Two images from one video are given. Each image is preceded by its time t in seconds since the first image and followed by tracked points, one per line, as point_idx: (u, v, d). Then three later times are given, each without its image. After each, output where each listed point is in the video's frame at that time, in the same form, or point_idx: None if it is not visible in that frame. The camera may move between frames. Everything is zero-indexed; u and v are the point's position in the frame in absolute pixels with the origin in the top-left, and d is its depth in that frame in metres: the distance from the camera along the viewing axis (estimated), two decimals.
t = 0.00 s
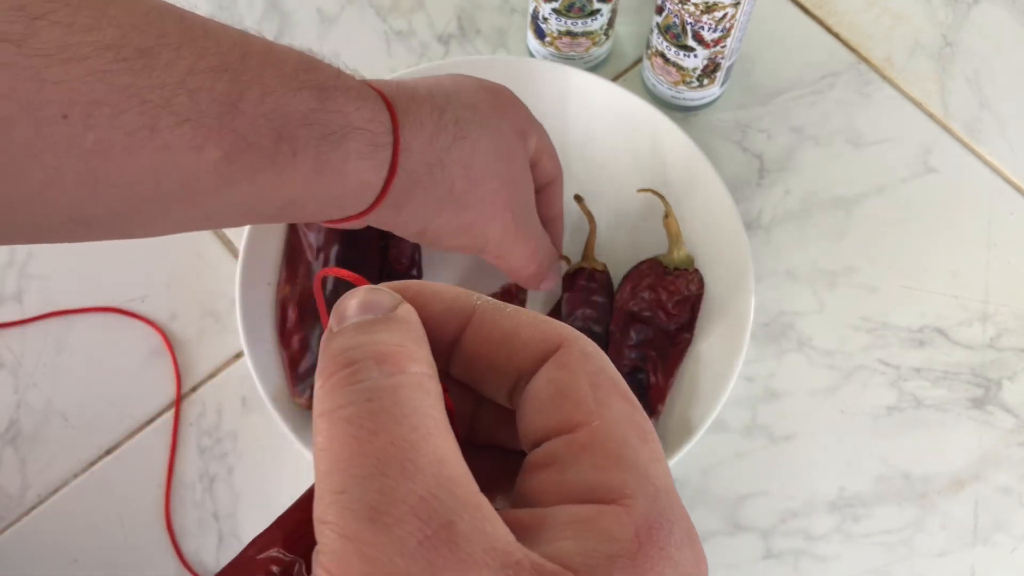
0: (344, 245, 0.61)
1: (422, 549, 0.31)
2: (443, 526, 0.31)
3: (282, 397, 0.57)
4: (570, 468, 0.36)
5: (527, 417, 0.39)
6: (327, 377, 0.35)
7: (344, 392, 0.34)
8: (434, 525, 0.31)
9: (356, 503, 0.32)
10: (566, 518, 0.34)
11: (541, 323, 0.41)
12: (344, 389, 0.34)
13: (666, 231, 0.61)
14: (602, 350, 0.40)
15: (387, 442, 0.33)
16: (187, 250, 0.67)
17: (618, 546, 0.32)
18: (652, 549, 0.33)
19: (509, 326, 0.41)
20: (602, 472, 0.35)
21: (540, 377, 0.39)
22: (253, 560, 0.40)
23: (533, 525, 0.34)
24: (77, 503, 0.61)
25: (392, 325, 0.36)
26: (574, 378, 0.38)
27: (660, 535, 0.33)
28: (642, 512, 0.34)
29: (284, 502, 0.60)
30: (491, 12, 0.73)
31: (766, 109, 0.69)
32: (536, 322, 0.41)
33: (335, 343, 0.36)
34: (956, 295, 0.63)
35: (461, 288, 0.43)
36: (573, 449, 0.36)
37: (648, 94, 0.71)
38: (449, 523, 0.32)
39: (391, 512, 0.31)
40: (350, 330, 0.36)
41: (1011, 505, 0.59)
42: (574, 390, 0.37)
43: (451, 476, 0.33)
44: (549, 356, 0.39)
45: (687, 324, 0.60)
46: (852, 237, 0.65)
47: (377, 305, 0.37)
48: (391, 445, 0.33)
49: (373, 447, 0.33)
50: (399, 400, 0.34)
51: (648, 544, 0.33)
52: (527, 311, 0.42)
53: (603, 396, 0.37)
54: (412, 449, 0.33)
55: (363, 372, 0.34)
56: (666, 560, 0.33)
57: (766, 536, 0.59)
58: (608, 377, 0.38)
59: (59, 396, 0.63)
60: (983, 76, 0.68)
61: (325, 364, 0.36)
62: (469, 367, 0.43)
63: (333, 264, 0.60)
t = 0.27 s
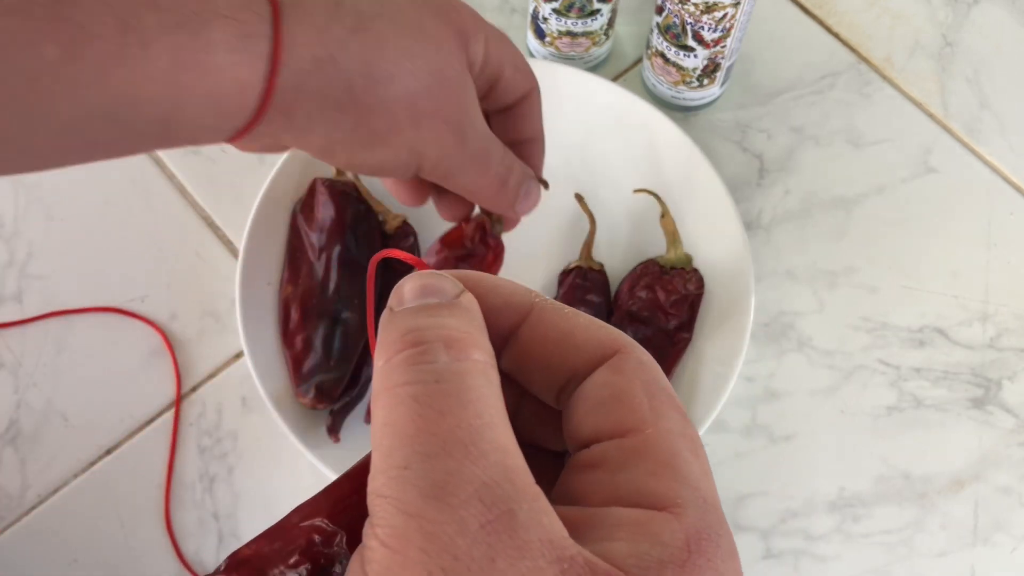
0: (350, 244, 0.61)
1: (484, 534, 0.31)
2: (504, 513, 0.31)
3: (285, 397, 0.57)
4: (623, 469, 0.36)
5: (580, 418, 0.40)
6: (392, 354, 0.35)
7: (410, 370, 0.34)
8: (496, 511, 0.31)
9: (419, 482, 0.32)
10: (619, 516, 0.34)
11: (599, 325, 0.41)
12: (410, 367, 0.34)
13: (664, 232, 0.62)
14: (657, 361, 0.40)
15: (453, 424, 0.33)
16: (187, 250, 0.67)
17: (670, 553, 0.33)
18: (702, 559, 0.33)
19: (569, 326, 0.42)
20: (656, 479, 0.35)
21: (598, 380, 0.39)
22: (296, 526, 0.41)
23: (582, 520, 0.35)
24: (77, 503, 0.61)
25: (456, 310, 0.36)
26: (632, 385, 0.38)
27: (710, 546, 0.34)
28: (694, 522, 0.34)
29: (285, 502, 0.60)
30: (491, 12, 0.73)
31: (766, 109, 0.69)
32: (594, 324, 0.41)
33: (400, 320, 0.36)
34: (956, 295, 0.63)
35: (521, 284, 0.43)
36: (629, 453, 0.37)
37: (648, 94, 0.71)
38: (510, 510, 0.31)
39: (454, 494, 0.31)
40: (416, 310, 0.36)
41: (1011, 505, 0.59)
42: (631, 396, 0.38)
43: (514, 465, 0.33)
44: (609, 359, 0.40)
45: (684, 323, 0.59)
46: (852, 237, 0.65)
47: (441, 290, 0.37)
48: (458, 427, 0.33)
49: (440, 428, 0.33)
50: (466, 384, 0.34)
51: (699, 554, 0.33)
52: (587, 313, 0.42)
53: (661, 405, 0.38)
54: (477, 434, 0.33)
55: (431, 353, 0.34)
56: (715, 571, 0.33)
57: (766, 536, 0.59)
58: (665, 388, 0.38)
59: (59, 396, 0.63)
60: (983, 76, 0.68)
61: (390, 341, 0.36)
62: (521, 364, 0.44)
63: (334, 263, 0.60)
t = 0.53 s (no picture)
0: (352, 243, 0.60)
1: (527, 526, 0.32)
2: (550, 508, 0.32)
3: (286, 398, 0.57)
4: (664, 476, 0.38)
5: (627, 425, 0.42)
6: (448, 335, 0.36)
7: (469, 354, 0.35)
8: (542, 505, 0.32)
9: (469, 467, 0.32)
10: (661, 524, 0.36)
11: (654, 338, 0.44)
12: (469, 351, 0.35)
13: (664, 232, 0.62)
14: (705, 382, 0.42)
15: (508, 414, 0.33)
16: (187, 250, 0.67)
17: (706, 567, 0.34)
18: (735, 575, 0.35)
19: (624, 335, 0.44)
20: (695, 492, 0.37)
21: (649, 391, 0.42)
22: (329, 493, 0.41)
23: (622, 525, 0.36)
24: (77, 503, 0.61)
25: (515, 300, 0.37)
26: (680, 399, 0.40)
27: (744, 564, 0.35)
28: (730, 540, 0.35)
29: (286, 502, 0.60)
30: (491, 12, 0.73)
31: (766, 109, 0.69)
32: (651, 338, 0.44)
33: (459, 303, 0.37)
34: (956, 295, 0.63)
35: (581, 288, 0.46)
36: (672, 464, 0.38)
37: (649, 94, 0.71)
38: (556, 506, 0.32)
39: (503, 482, 0.32)
40: (474, 295, 0.37)
41: (1011, 505, 0.59)
42: (678, 410, 0.40)
43: (562, 462, 0.34)
44: (660, 371, 0.42)
45: (684, 323, 0.59)
46: (852, 237, 0.65)
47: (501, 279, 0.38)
48: (511, 418, 0.33)
49: (494, 415, 0.33)
50: (522, 376, 0.34)
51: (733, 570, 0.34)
52: (641, 324, 0.45)
53: (707, 425, 0.39)
54: (530, 427, 0.33)
55: (490, 341, 0.35)
56: None
57: (766, 536, 0.59)
58: (712, 408, 0.40)
59: (59, 396, 0.63)
60: (984, 76, 0.68)
61: (446, 322, 0.36)
62: (571, 366, 0.46)
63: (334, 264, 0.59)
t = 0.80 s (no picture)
0: (351, 245, 0.60)
1: (478, 495, 0.31)
2: (502, 478, 0.32)
3: (286, 399, 0.57)
4: (621, 445, 0.38)
5: (584, 394, 0.42)
6: (403, 305, 0.35)
7: (425, 323, 0.34)
8: (494, 475, 0.32)
9: (421, 436, 0.32)
10: (615, 492, 0.36)
11: (613, 306, 0.44)
12: (424, 320, 0.34)
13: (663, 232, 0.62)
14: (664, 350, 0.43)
15: (461, 383, 0.33)
16: (187, 250, 0.67)
17: (660, 536, 0.34)
18: (691, 545, 0.34)
19: (584, 304, 0.45)
20: (652, 462, 0.37)
21: (606, 359, 0.42)
22: (284, 463, 0.37)
23: (579, 494, 0.36)
24: (76, 503, 0.61)
25: (474, 269, 0.36)
26: (637, 367, 0.41)
27: (700, 534, 0.35)
28: (685, 509, 0.35)
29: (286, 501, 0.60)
30: (491, 12, 0.73)
31: (766, 109, 0.69)
32: (610, 306, 0.44)
33: (416, 271, 0.36)
34: (956, 295, 0.63)
35: (541, 256, 0.47)
36: (630, 433, 0.38)
37: (648, 94, 0.71)
38: (507, 475, 0.32)
39: (455, 451, 0.32)
40: (430, 263, 0.36)
41: (1011, 505, 0.59)
42: (635, 378, 0.40)
43: (514, 432, 0.33)
44: (618, 339, 0.42)
45: (684, 323, 0.59)
46: (852, 237, 0.65)
47: (465, 248, 0.37)
48: (465, 387, 0.33)
49: (448, 384, 0.33)
50: (478, 345, 0.34)
51: (688, 540, 0.34)
52: (600, 292, 0.45)
53: (664, 392, 0.40)
54: (484, 396, 0.33)
55: (446, 309, 0.34)
56: (703, 558, 0.34)
57: (766, 537, 0.59)
58: (670, 376, 0.41)
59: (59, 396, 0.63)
60: (983, 76, 0.68)
61: (402, 291, 0.35)
62: (530, 336, 0.47)
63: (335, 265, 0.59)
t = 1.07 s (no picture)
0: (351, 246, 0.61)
1: (480, 489, 0.31)
2: (504, 470, 0.31)
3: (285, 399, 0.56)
4: (625, 433, 0.38)
5: (585, 379, 0.42)
6: (399, 293, 0.34)
7: (420, 313, 0.33)
8: (496, 468, 0.31)
9: (420, 429, 0.31)
10: (620, 483, 0.35)
11: (611, 287, 0.44)
12: (420, 309, 0.34)
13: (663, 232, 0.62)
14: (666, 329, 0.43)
15: (460, 372, 0.32)
16: (187, 250, 0.67)
17: (666, 528, 0.34)
18: (698, 536, 0.35)
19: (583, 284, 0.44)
20: (657, 451, 0.37)
21: (607, 343, 0.42)
22: (281, 456, 0.36)
23: (584, 485, 0.36)
24: (76, 503, 0.61)
25: (471, 253, 0.36)
26: (639, 351, 0.41)
27: (706, 524, 0.35)
28: (691, 500, 0.35)
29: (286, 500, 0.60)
30: (491, 12, 0.73)
31: (766, 109, 0.69)
32: (609, 286, 0.44)
33: (412, 258, 0.35)
34: (956, 295, 0.63)
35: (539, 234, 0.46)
36: (634, 421, 0.38)
37: (648, 94, 0.71)
38: (510, 468, 0.32)
39: (455, 444, 0.31)
40: (425, 248, 0.36)
41: (1011, 505, 0.59)
42: (638, 362, 0.40)
43: (516, 421, 0.33)
44: (619, 322, 0.42)
45: (684, 323, 0.59)
46: (852, 237, 0.65)
47: (459, 229, 0.37)
48: (464, 377, 0.32)
49: (446, 375, 0.32)
50: (476, 333, 0.33)
51: (695, 531, 0.35)
52: (599, 272, 0.45)
53: (667, 376, 0.40)
54: (483, 385, 0.32)
55: (441, 297, 0.34)
56: (709, 548, 0.35)
57: (766, 537, 0.59)
58: (672, 358, 0.41)
59: (59, 396, 0.63)
60: (983, 76, 0.68)
61: (397, 279, 0.35)
62: (528, 316, 0.46)
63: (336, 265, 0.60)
